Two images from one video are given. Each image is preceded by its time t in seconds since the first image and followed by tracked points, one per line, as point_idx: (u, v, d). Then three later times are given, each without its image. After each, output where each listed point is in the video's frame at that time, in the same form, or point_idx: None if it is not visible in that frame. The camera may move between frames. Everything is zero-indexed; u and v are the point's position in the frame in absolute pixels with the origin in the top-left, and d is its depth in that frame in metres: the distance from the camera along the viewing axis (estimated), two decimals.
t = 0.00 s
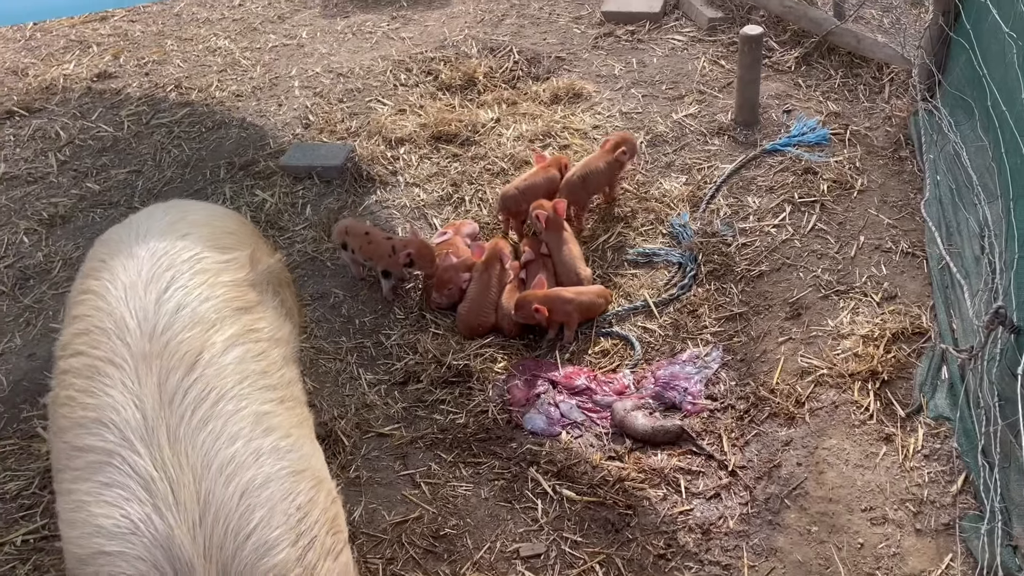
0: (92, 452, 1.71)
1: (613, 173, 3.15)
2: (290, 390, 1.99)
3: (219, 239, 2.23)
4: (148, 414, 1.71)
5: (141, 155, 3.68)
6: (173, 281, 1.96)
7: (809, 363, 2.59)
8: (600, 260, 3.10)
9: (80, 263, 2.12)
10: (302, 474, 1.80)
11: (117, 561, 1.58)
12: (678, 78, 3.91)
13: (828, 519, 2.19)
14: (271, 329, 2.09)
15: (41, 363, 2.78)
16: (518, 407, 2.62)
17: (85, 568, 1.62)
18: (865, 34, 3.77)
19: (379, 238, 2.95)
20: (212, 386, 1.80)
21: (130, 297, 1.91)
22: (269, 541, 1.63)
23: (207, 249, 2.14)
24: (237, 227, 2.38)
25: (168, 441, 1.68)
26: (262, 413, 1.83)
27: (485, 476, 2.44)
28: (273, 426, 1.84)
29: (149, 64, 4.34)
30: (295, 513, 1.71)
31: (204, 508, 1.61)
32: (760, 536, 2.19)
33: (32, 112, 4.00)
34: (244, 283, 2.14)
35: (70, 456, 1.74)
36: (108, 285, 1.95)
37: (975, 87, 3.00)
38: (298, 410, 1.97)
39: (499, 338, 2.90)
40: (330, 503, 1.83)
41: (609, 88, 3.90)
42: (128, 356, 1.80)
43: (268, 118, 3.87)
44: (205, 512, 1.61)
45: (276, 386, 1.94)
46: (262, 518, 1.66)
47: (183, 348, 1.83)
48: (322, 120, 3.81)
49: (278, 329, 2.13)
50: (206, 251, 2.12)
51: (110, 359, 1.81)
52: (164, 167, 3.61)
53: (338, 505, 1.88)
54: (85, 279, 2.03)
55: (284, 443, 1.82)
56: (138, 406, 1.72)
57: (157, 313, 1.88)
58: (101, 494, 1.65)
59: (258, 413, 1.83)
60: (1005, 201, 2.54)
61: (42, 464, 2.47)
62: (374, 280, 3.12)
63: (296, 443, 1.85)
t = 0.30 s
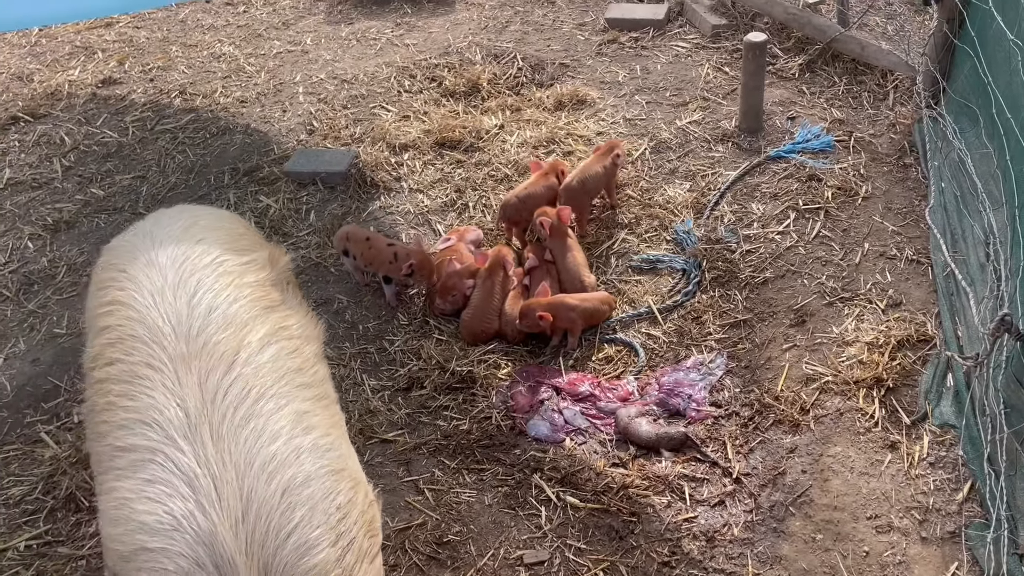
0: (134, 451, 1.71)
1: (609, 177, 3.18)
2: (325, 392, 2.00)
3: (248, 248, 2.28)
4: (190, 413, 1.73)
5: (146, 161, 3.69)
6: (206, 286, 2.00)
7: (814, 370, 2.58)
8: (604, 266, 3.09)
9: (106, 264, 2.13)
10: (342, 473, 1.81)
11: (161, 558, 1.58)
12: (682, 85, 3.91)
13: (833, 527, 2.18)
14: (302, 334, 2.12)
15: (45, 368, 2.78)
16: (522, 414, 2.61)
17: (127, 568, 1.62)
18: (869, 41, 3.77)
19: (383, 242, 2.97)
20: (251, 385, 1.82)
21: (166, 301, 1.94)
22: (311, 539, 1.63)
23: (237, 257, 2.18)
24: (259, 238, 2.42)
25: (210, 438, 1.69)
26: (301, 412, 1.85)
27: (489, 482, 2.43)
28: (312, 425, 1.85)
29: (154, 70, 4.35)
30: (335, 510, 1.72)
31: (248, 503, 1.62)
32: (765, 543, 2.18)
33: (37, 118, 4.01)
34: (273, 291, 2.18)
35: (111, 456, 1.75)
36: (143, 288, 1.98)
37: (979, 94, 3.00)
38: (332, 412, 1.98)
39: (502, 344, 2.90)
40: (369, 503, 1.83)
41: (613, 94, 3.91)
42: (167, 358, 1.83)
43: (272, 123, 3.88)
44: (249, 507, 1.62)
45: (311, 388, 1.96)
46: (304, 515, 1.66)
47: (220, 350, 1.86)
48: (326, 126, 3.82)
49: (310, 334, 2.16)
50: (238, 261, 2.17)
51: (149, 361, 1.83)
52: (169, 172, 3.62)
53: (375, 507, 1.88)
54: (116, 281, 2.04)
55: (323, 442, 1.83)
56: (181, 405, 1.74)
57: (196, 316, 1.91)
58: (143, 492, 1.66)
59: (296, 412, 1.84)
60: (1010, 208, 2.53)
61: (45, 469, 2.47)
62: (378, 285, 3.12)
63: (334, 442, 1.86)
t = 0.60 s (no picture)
0: (148, 454, 1.71)
1: (612, 183, 3.20)
2: (339, 400, 2.00)
3: (265, 256, 2.28)
4: (204, 418, 1.73)
5: (148, 165, 3.70)
6: (223, 291, 2.00)
7: (817, 374, 2.58)
8: (606, 270, 3.09)
9: (126, 266, 2.15)
10: (354, 480, 1.80)
11: (172, 563, 1.58)
12: (684, 89, 3.91)
13: (836, 531, 2.18)
14: (317, 340, 2.12)
15: (48, 372, 2.79)
16: (524, 418, 2.61)
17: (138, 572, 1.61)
18: (871, 45, 3.77)
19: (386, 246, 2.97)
20: (266, 392, 1.82)
21: (183, 305, 1.95)
22: (321, 547, 1.62)
23: (254, 263, 2.19)
24: (275, 245, 2.43)
25: (224, 443, 1.69)
26: (314, 419, 1.85)
27: (491, 487, 2.43)
28: (325, 432, 1.84)
29: (157, 75, 4.37)
30: (346, 518, 1.71)
31: (259, 510, 1.62)
32: (767, 548, 2.18)
33: (40, 122, 4.03)
34: (289, 297, 2.19)
35: (124, 459, 1.75)
36: (161, 292, 1.99)
37: (981, 98, 3.00)
38: (346, 419, 1.98)
39: (504, 349, 2.90)
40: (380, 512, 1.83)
41: (615, 99, 3.91)
42: (183, 362, 1.83)
43: (274, 128, 3.89)
44: (261, 514, 1.61)
45: (326, 395, 1.96)
46: (315, 522, 1.65)
47: (236, 355, 1.86)
48: (328, 131, 3.83)
49: (325, 341, 2.16)
50: (255, 267, 2.17)
51: (165, 365, 1.84)
52: (171, 177, 3.62)
53: (386, 515, 1.87)
54: (134, 284, 2.05)
55: (336, 449, 1.83)
56: (195, 410, 1.74)
57: (211, 322, 1.92)
58: (157, 496, 1.66)
59: (310, 419, 1.84)
60: (1012, 212, 2.53)
61: (47, 473, 2.47)
62: (380, 290, 3.12)
63: (347, 450, 1.86)
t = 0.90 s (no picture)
0: (153, 457, 1.71)
1: (608, 183, 3.21)
2: (342, 402, 2.01)
3: (269, 260, 2.29)
4: (209, 420, 1.73)
5: (147, 167, 3.71)
6: (227, 295, 2.01)
7: (814, 374, 2.58)
8: (603, 270, 3.09)
9: (129, 269, 2.15)
10: (358, 482, 1.80)
11: (177, 565, 1.58)
12: (682, 89, 3.92)
13: (833, 530, 2.17)
14: (320, 343, 2.12)
15: (45, 373, 2.79)
16: (522, 418, 2.61)
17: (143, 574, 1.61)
18: (868, 45, 3.77)
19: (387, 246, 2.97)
20: (270, 394, 1.82)
21: (187, 308, 1.95)
22: (326, 549, 1.63)
23: (258, 267, 2.20)
24: (278, 249, 2.44)
25: (229, 446, 1.69)
26: (318, 421, 1.85)
27: (488, 487, 2.43)
28: (329, 434, 1.85)
29: (155, 76, 4.38)
30: (351, 520, 1.71)
31: (264, 512, 1.62)
32: (764, 547, 2.17)
33: (38, 124, 4.04)
34: (293, 301, 2.20)
35: (129, 461, 1.75)
36: (165, 295, 1.99)
37: (978, 97, 3.00)
38: (349, 422, 1.98)
39: (502, 349, 2.90)
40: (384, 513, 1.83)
41: (612, 99, 3.92)
42: (188, 365, 1.83)
43: (272, 129, 3.89)
44: (266, 516, 1.61)
45: (329, 397, 1.96)
46: (320, 524, 1.65)
47: (240, 358, 1.86)
48: (326, 132, 3.84)
49: (329, 344, 2.16)
50: (258, 271, 2.18)
51: (169, 367, 1.83)
52: (170, 178, 3.63)
53: (390, 516, 1.87)
54: (138, 288, 2.05)
55: (340, 451, 1.83)
56: (200, 412, 1.74)
57: (216, 325, 1.92)
58: (162, 498, 1.66)
59: (314, 421, 1.84)
60: (1009, 211, 2.53)
61: (44, 475, 2.47)
62: (378, 290, 3.12)
63: (351, 452, 1.86)
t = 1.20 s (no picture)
0: (168, 455, 1.71)
1: (608, 181, 3.21)
2: (355, 401, 2.00)
3: (279, 259, 2.28)
4: (225, 419, 1.72)
5: (147, 167, 3.71)
6: (240, 294, 2.00)
7: (816, 371, 2.57)
8: (605, 268, 3.09)
9: (139, 268, 2.13)
10: (372, 480, 1.80)
11: (193, 563, 1.57)
12: (682, 87, 3.91)
13: (837, 527, 2.17)
14: (332, 342, 2.11)
15: (46, 374, 2.79)
16: (524, 417, 2.60)
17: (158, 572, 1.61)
18: (869, 42, 3.77)
19: (387, 241, 2.97)
20: (285, 393, 1.81)
21: (201, 307, 1.95)
22: (341, 548, 1.63)
23: (269, 266, 2.19)
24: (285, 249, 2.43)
25: (245, 445, 1.68)
26: (333, 420, 1.85)
27: (490, 486, 2.42)
28: (343, 432, 1.84)
29: (155, 77, 4.37)
30: (366, 518, 1.71)
31: (280, 510, 1.61)
32: (768, 545, 2.17)
33: (38, 125, 4.04)
34: (305, 300, 2.19)
35: (144, 460, 1.74)
36: (177, 295, 1.98)
37: (979, 93, 2.99)
38: (363, 421, 1.97)
39: (503, 348, 2.89)
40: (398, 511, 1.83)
41: (613, 97, 3.91)
42: (202, 364, 1.83)
43: (272, 129, 3.89)
44: (282, 514, 1.61)
45: (342, 396, 1.96)
46: (335, 522, 1.65)
47: (255, 357, 1.86)
48: (327, 131, 3.83)
49: (341, 343, 2.15)
50: (269, 270, 2.17)
51: (184, 366, 1.83)
52: (170, 179, 3.63)
53: (402, 515, 1.87)
54: (149, 287, 2.04)
55: (354, 449, 1.82)
56: (215, 411, 1.73)
57: (229, 324, 1.91)
58: (177, 497, 1.65)
59: (328, 420, 1.84)
60: (1011, 207, 2.52)
61: (46, 476, 2.47)
62: (379, 290, 3.12)
63: (365, 450, 1.86)
